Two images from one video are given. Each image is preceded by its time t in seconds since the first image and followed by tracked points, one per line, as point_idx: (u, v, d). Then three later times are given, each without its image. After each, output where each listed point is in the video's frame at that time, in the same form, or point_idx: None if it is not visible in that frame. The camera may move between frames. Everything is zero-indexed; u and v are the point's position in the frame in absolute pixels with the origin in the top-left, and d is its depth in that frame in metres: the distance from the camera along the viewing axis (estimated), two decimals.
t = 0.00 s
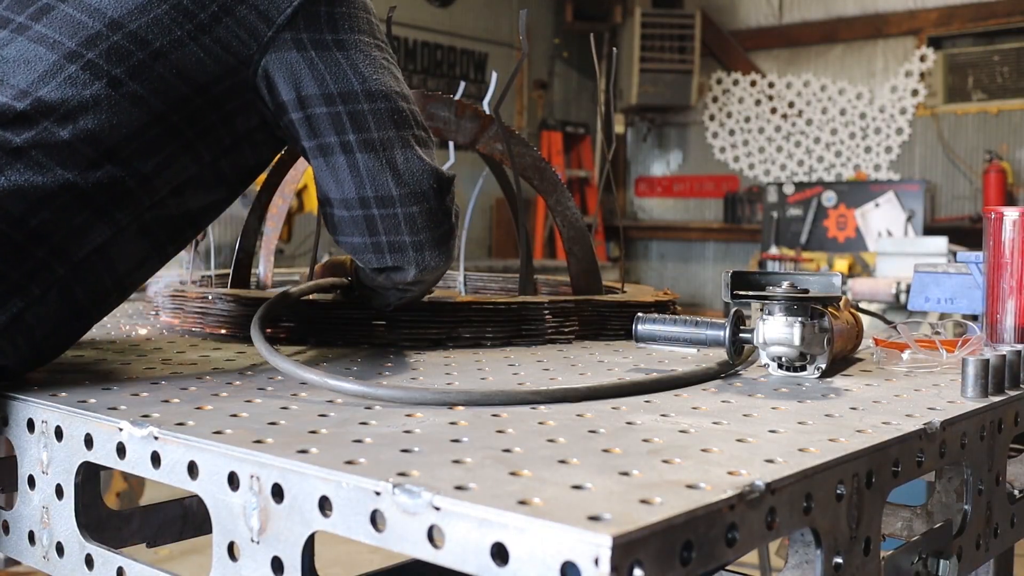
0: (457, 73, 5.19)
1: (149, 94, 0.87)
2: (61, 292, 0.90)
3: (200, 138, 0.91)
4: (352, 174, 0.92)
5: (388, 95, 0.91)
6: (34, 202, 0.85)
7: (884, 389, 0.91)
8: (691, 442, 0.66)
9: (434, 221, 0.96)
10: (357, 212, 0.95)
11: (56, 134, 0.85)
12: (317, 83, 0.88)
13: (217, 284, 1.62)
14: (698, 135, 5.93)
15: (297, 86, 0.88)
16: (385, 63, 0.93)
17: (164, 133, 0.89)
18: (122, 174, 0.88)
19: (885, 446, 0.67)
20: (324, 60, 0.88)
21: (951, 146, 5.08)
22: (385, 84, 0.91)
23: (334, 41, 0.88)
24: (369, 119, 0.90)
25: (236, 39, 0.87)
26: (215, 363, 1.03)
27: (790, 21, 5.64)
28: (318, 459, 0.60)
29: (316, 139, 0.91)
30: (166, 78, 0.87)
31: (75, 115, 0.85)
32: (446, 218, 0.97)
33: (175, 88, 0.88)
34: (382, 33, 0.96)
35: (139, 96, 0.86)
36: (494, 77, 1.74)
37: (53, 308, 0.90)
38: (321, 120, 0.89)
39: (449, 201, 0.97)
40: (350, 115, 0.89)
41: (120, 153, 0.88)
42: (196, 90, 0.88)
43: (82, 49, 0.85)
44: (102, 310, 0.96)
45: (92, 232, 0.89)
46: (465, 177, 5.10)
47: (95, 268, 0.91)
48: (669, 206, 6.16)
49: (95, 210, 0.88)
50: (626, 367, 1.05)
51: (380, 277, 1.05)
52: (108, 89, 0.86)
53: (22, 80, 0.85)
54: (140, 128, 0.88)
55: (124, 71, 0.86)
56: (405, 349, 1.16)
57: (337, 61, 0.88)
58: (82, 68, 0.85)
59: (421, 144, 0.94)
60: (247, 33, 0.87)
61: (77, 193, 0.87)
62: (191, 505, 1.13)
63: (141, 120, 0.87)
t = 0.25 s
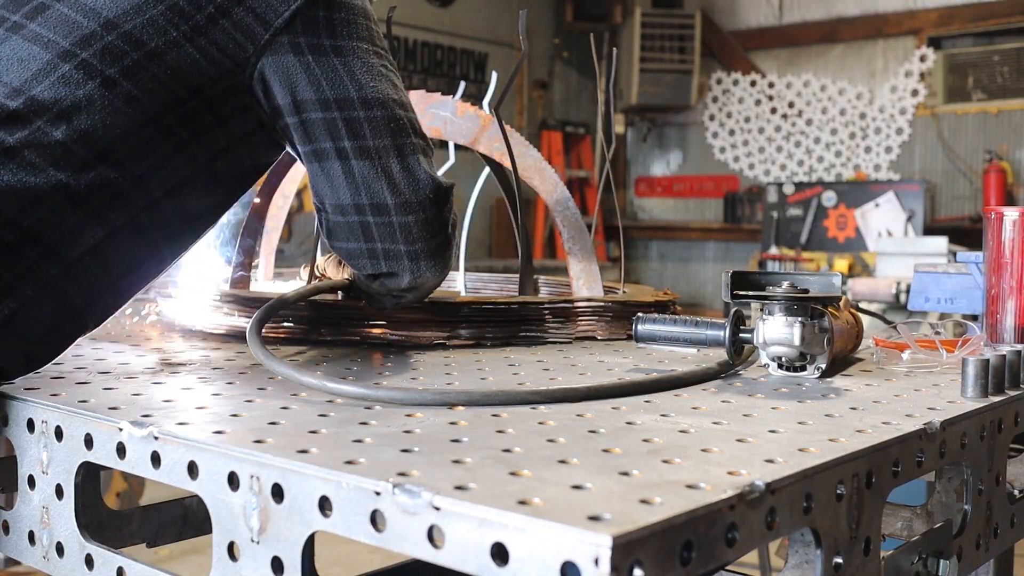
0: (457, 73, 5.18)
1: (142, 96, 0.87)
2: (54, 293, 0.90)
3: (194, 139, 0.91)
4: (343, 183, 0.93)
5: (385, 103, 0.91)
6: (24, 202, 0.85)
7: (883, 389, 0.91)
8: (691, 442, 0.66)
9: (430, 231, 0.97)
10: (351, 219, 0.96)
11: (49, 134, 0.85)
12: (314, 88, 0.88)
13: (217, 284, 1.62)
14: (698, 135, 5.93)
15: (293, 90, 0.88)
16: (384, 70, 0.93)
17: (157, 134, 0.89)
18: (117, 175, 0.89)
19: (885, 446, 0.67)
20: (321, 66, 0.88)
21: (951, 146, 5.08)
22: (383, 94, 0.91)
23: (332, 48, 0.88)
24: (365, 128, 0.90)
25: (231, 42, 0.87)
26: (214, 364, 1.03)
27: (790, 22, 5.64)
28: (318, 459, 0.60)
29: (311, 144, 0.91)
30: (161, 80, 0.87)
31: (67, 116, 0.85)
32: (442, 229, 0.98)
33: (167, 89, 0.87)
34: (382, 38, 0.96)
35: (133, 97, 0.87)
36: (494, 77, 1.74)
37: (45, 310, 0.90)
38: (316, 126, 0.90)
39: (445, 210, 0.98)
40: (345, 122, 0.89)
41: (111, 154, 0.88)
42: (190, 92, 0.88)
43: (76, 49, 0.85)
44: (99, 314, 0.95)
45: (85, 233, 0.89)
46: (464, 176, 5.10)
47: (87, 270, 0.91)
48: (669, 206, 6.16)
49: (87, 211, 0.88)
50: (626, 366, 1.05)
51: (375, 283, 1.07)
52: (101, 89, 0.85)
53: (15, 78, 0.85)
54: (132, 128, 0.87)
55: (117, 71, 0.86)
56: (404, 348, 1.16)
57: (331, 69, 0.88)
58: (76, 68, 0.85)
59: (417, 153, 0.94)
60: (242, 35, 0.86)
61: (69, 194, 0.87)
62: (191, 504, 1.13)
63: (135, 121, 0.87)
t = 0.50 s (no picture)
0: (457, 73, 5.18)
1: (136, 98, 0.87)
2: (46, 297, 0.90)
3: (188, 143, 0.91)
4: (329, 192, 0.93)
5: (377, 117, 0.91)
6: (17, 204, 0.85)
7: (884, 389, 0.91)
8: (691, 442, 0.66)
9: (417, 248, 0.97)
10: (339, 229, 0.96)
11: (42, 136, 0.85)
12: (304, 97, 0.88)
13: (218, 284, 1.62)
14: (699, 135, 5.93)
15: (284, 98, 0.88)
16: (379, 81, 0.93)
17: (152, 137, 0.88)
18: (111, 180, 0.88)
19: (885, 446, 0.67)
20: (313, 75, 0.88)
21: (951, 146, 5.09)
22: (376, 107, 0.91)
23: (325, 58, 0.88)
24: (353, 139, 0.90)
25: (225, 46, 0.87)
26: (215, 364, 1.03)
27: (790, 22, 5.64)
28: (318, 459, 0.59)
29: (300, 153, 0.91)
30: (155, 82, 0.87)
31: (62, 118, 0.85)
32: (430, 246, 0.98)
33: (161, 90, 0.87)
34: (382, 51, 0.95)
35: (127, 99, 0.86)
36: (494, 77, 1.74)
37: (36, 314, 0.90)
38: (306, 135, 0.90)
39: (435, 227, 0.97)
40: (334, 133, 0.90)
41: (105, 157, 0.87)
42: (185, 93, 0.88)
43: (70, 48, 0.85)
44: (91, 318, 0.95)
45: (79, 237, 0.88)
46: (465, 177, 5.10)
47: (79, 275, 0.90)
48: (669, 206, 6.16)
49: (81, 215, 0.88)
50: (626, 366, 1.05)
51: (364, 295, 1.07)
52: (95, 90, 0.85)
53: (9, 78, 0.85)
54: (126, 130, 0.87)
55: (112, 73, 0.86)
56: (405, 348, 1.16)
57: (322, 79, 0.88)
58: (70, 68, 0.85)
59: (407, 168, 0.94)
60: (235, 39, 0.87)
61: (62, 197, 0.87)
62: (191, 504, 1.13)
63: (129, 123, 0.87)
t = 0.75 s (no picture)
0: (457, 73, 5.18)
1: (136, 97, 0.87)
2: (45, 297, 0.90)
3: (188, 143, 0.91)
4: (334, 192, 0.93)
5: (379, 117, 0.91)
6: (17, 204, 0.85)
7: (884, 389, 0.91)
8: (691, 442, 0.66)
9: (420, 247, 0.97)
10: (343, 229, 0.96)
11: (42, 136, 0.85)
12: (307, 97, 0.88)
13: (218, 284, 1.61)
14: (698, 135, 5.92)
15: (286, 99, 0.88)
16: (380, 81, 0.93)
17: (151, 137, 0.88)
18: (111, 180, 0.88)
19: (885, 446, 0.67)
20: (315, 76, 0.88)
21: (951, 146, 5.09)
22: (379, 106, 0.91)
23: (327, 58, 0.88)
24: (357, 138, 0.90)
25: (226, 46, 0.87)
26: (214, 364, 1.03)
27: (790, 22, 5.64)
28: (318, 459, 0.59)
29: (303, 153, 0.91)
30: (155, 82, 0.87)
31: (62, 118, 0.85)
32: (433, 245, 0.98)
33: (162, 89, 0.87)
34: (383, 51, 0.95)
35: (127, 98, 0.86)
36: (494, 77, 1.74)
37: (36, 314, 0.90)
38: (309, 135, 0.90)
39: (438, 226, 0.97)
40: (337, 133, 0.90)
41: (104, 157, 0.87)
42: (185, 94, 0.88)
43: (71, 48, 0.85)
44: (91, 319, 0.95)
45: (78, 237, 0.88)
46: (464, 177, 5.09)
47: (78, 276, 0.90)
48: (669, 206, 6.16)
49: (80, 215, 0.88)
50: (626, 366, 1.05)
51: (366, 295, 1.06)
52: (95, 90, 0.85)
53: (9, 77, 0.85)
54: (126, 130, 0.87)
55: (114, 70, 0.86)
56: (405, 348, 1.16)
57: (325, 80, 0.88)
58: (70, 68, 0.85)
59: (409, 167, 0.94)
60: (237, 40, 0.87)
61: (61, 197, 0.87)
62: (191, 504, 1.13)
63: (129, 123, 0.87)
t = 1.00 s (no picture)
0: (457, 73, 5.18)
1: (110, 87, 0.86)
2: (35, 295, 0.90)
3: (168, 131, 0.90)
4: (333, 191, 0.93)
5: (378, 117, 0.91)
6: None
7: (884, 389, 0.92)
8: (691, 442, 0.66)
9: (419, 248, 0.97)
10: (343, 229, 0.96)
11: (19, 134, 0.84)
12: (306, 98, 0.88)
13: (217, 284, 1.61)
14: (698, 135, 5.93)
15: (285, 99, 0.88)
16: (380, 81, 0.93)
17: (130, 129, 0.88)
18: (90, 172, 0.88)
19: (885, 446, 0.67)
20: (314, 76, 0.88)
21: (951, 145, 5.08)
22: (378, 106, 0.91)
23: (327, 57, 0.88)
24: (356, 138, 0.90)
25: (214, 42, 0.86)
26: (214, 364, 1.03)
27: (789, 22, 5.65)
28: (317, 459, 0.60)
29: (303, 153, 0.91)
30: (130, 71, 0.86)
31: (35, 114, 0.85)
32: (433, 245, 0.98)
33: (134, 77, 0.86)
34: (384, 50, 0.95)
35: (132, 118, 0.80)
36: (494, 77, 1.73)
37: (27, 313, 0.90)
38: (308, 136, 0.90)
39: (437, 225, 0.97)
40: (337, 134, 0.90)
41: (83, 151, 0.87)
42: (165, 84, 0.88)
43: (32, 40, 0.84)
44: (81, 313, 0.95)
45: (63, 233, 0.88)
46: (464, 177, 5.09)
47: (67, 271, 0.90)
48: (669, 206, 6.16)
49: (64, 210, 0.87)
50: (626, 366, 1.05)
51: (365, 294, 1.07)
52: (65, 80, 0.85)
53: None
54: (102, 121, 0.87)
55: (112, 84, 0.80)
56: (405, 348, 1.16)
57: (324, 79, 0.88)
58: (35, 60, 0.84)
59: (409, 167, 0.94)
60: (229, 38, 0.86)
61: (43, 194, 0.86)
62: (191, 504, 1.13)
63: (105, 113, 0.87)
